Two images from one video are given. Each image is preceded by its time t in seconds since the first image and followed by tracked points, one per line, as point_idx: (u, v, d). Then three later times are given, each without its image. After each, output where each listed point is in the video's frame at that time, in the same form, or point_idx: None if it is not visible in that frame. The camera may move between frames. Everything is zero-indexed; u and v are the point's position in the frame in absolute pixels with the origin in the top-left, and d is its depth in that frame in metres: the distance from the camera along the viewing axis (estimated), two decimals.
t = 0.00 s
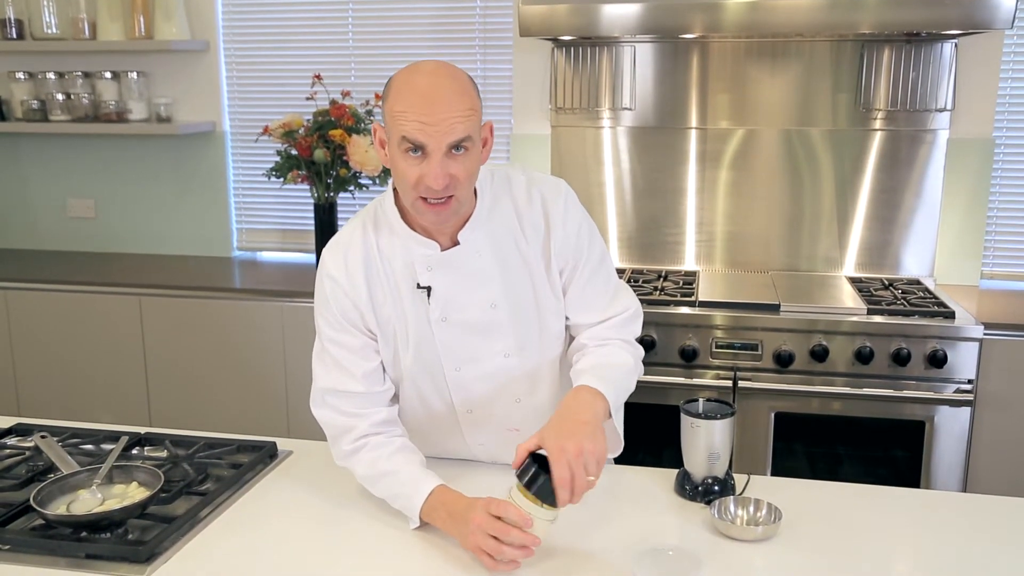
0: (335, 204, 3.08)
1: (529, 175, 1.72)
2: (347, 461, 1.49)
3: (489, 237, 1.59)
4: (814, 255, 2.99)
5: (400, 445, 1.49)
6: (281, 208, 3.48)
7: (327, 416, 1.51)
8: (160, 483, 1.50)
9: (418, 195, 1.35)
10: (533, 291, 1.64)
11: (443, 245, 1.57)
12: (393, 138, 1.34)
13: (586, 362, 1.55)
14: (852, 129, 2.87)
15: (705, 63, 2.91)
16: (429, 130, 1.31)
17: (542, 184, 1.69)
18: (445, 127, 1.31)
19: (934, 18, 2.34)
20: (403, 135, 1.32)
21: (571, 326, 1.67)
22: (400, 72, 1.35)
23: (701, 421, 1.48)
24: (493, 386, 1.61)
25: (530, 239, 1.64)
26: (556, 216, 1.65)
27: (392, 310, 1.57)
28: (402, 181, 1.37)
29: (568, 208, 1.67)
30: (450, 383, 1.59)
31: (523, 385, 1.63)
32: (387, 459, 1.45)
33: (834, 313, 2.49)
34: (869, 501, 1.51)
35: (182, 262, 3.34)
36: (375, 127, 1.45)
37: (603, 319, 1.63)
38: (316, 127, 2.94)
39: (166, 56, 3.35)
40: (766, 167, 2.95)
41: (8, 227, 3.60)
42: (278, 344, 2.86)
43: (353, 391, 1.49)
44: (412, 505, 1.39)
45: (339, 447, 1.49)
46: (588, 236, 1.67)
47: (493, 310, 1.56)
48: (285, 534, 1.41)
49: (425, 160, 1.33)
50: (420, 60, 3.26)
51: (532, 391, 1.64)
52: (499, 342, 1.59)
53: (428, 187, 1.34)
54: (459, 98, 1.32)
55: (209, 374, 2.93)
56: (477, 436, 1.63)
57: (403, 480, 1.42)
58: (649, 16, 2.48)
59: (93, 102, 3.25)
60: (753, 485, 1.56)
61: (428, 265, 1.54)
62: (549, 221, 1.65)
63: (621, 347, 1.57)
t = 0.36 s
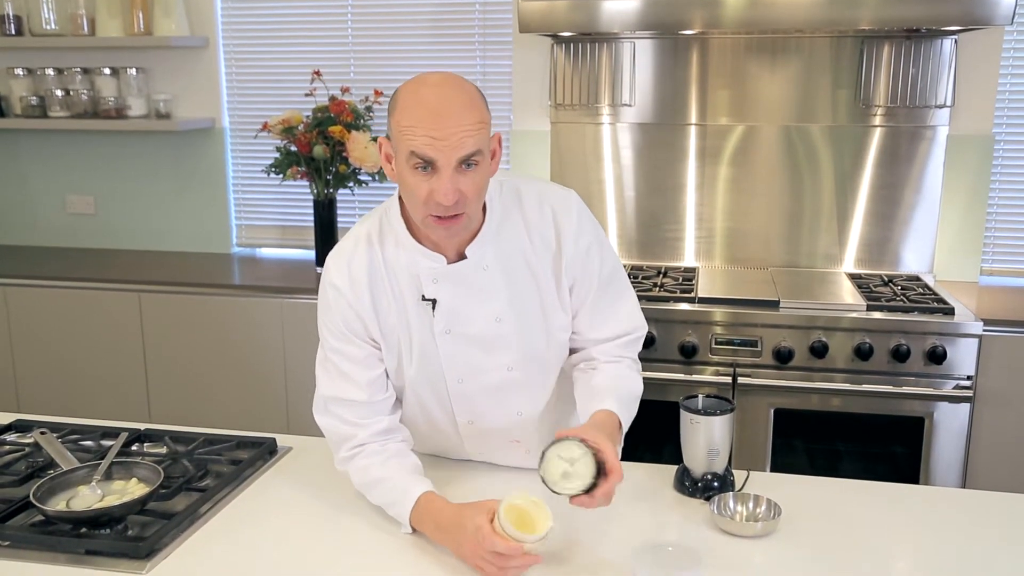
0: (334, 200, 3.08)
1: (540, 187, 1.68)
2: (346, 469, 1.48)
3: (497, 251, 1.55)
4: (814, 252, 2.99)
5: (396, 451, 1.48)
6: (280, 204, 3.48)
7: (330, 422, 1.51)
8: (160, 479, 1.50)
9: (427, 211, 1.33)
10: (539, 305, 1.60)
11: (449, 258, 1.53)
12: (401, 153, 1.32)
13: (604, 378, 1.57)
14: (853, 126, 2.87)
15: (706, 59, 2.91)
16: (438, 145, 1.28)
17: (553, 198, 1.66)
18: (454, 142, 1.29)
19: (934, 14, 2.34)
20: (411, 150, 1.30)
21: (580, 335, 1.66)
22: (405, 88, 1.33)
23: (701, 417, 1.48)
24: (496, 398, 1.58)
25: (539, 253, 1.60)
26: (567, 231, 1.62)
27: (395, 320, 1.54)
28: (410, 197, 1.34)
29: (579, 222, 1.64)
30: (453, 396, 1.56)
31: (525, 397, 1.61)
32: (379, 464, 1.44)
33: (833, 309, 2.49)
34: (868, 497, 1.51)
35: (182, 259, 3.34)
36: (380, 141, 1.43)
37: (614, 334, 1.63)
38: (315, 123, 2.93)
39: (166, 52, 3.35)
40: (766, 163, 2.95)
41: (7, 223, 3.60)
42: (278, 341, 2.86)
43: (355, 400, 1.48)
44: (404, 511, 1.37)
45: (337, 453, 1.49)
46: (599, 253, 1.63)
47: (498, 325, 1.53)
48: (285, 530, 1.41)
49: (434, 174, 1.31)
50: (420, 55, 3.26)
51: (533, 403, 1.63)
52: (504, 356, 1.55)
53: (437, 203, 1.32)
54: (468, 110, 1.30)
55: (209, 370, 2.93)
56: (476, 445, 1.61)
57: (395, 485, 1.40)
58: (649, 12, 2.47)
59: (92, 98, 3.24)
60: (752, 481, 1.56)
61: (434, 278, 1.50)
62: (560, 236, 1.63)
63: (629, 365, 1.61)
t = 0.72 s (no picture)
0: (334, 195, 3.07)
1: (543, 200, 1.61)
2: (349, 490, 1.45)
3: (503, 269, 1.50)
4: (813, 247, 2.99)
5: (402, 471, 1.43)
6: (279, 199, 3.47)
7: (334, 442, 1.47)
8: (160, 474, 1.51)
9: (432, 226, 1.30)
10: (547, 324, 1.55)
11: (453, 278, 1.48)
12: (405, 168, 1.29)
13: (586, 420, 1.55)
14: (853, 121, 2.87)
15: (706, 54, 2.91)
16: (443, 159, 1.25)
17: (555, 212, 1.60)
18: (460, 156, 1.26)
19: (935, 10, 2.34)
20: (415, 164, 1.27)
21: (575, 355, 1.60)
22: (409, 103, 1.30)
23: (701, 413, 1.48)
24: (501, 413, 1.56)
25: (546, 271, 1.55)
26: (570, 247, 1.56)
27: (401, 337, 1.50)
28: (414, 213, 1.31)
29: (583, 237, 1.58)
30: (457, 413, 1.54)
31: (529, 409, 1.59)
32: (382, 488, 1.39)
33: (833, 304, 2.49)
34: (867, 493, 1.51)
35: (181, 254, 3.34)
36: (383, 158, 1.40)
37: (612, 348, 1.58)
38: (315, 118, 2.93)
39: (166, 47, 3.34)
40: (766, 159, 2.95)
41: (7, 218, 3.59)
42: (277, 336, 2.86)
43: (363, 420, 1.45)
44: (407, 534, 1.33)
45: (346, 476, 1.45)
46: (604, 268, 1.59)
47: (504, 345, 1.49)
48: (285, 526, 1.42)
49: (439, 189, 1.28)
50: (419, 50, 3.25)
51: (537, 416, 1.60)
52: (511, 374, 1.52)
53: (442, 218, 1.28)
54: (473, 124, 1.27)
55: (209, 365, 2.93)
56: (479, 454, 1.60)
57: (398, 508, 1.36)
58: (649, 8, 2.47)
59: (91, 93, 3.23)
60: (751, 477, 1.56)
61: (439, 298, 1.47)
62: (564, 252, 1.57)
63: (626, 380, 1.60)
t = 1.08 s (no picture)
0: (333, 184, 3.07)
1: (534, 194, 1.60)
2: (345, 484, 1.45)
3: (495, 265, 1.49)
4: (813, 236, 2.99)
5: (397, 460, 1.43)
6: (278, 188, 3.47)
7: (329, 437, 1.47)
8: (160, 462, 1.51)
9: (418, 227, 1.28)
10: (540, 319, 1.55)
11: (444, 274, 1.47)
12: (392, 169, 1.27)
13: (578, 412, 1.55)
14: (854, 110, 2.87)
15: (706, 42, 2.90)
16: (431, 161, 1.23)
17: (547, 206, 1.58)
18: (448, 157, 1.23)
19: None
20: (402, 166, 1.25)
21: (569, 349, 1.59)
22: (396, 100, 1.28)
23: (700, 401, 1.48)
24: (496, 406, 1.56)
25: (538, 266, 1.53)
26: (562, 242, 1.55)
27: (394, 330, 1.50)
28: (400, 214, 1.29)
29: (575, 232, 1.57)
30: (453, 406, 1.54)
31: (525, 403, 1.58)
32: (378, 480, 1.39)
33: (833, 293, 2.49)
34: (866, 481, 1.51)
35: (181, 243, 3.34)
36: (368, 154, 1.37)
37: (606, 340, 1.57)
38: (314, 107, 2.92)
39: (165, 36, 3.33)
40: (766, 148, 2.94)
41: (5, 208, 3.59)
42: (277, 325, 2.86)
43: (357, 414, 1.45)
44: (407, 524, 1.33)
45: (341, 470, 1.44)
46: (597, 262, 1.58)
47: (498, 341, 1.49)
48: (285, 514, 1.42)
49: (426, 191, 1.26)
50: (419, 39, 3.24)
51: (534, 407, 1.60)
52: (505, 368, 1.52)
53: (429, 220, 1.26)
54: (461, 124, 1.25)
55: (208, 355, 2.93)
56: (477, 444, 1.60)
57: (397, 499, 1.36)
58: None
59: (89, 82, 3.22)
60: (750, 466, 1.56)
61: (431, 294, 1.45)
62: (556, 247, 1.55)
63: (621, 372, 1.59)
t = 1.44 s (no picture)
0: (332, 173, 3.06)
1: (520, 174, 1.61)
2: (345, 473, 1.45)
3: (484, 248, 1.49)
4: (814, 225, 2.99)
5: (396, 448, 1.43)
6: (278, 177, 3.46)
7: (326, 427, 1.46)
8: (160, 451, 1.51)
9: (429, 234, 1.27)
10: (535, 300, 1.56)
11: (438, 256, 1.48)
12: (398, 181, 1.23)
13: (587, 380, 1.63)
14: (854, 98, 2.86)
15: (706, 31, 2.89)
16: (441, 177, 1.20)
17: (534, 187, 1.59)
18: (457, 172, 1.21)
19: None
20: (411, 181, 1.22)
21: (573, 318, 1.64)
22: (397, 110, 1.23)
23: (700, 389, 1.48)
24: (494, 390, 1.56)
25: (529, 248, 1.55)
26: (553, 219, 1.56)
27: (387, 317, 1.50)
28: (409, 223, 1.27)
29: (566, 207, 1.58)
30: (450, 391, 1.54)
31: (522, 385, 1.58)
32: (378, 468, 1.39)
33: (833, 282, 2.49)
34: (865, 469, 1.52)
35: (181, 232, 3.33)
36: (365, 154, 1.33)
37: (605, 307, 1.62)
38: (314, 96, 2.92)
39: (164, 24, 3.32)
40: (766, 137, 2.94)
41: (5, 197, 3.58)
42: (277, 315, 2.86)
43: (354, 402, 1.44)
44: (407, 513, 1.33)
45: (341, 458, 1.44)
46: (587, 239, 1.60)
47: (492, 322, 1.50)
48: (286, 502, 1.42)
49: (436, 202, 1.23)
50: (419, 27, 3.23)
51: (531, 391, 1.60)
52: (500, 351, 1.52)
53: (440, 229, 1.25)
54: (468, 136, 1.21)
55: (208, 344, 2.94)
56: (477, 430, 1.60)
57: (397, 488, 1.35)
58: None
59: (88, 70, 3.21)
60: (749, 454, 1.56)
61: (423, 279, 1.45)
62: (546, 227, 1.56)
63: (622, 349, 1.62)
